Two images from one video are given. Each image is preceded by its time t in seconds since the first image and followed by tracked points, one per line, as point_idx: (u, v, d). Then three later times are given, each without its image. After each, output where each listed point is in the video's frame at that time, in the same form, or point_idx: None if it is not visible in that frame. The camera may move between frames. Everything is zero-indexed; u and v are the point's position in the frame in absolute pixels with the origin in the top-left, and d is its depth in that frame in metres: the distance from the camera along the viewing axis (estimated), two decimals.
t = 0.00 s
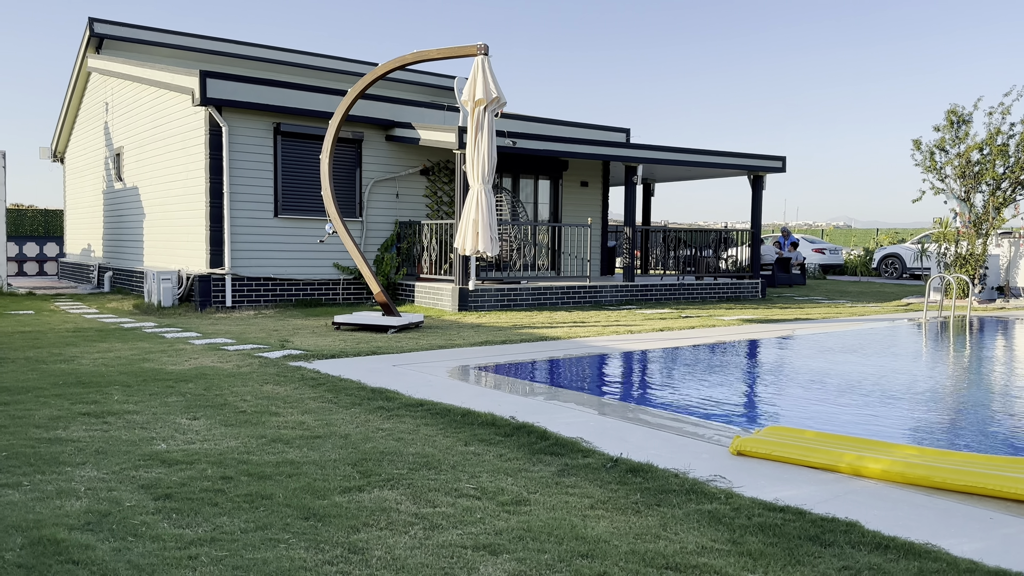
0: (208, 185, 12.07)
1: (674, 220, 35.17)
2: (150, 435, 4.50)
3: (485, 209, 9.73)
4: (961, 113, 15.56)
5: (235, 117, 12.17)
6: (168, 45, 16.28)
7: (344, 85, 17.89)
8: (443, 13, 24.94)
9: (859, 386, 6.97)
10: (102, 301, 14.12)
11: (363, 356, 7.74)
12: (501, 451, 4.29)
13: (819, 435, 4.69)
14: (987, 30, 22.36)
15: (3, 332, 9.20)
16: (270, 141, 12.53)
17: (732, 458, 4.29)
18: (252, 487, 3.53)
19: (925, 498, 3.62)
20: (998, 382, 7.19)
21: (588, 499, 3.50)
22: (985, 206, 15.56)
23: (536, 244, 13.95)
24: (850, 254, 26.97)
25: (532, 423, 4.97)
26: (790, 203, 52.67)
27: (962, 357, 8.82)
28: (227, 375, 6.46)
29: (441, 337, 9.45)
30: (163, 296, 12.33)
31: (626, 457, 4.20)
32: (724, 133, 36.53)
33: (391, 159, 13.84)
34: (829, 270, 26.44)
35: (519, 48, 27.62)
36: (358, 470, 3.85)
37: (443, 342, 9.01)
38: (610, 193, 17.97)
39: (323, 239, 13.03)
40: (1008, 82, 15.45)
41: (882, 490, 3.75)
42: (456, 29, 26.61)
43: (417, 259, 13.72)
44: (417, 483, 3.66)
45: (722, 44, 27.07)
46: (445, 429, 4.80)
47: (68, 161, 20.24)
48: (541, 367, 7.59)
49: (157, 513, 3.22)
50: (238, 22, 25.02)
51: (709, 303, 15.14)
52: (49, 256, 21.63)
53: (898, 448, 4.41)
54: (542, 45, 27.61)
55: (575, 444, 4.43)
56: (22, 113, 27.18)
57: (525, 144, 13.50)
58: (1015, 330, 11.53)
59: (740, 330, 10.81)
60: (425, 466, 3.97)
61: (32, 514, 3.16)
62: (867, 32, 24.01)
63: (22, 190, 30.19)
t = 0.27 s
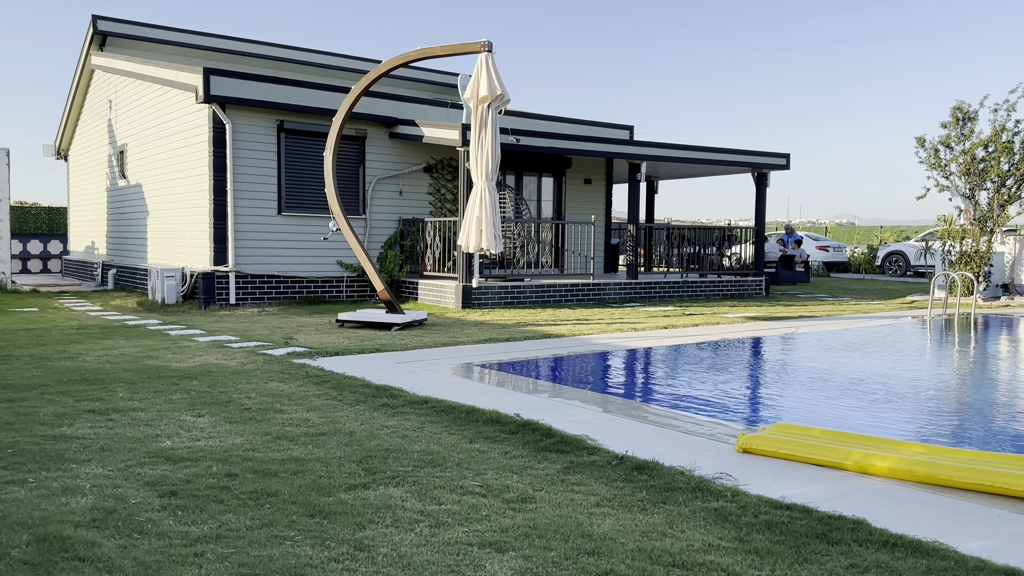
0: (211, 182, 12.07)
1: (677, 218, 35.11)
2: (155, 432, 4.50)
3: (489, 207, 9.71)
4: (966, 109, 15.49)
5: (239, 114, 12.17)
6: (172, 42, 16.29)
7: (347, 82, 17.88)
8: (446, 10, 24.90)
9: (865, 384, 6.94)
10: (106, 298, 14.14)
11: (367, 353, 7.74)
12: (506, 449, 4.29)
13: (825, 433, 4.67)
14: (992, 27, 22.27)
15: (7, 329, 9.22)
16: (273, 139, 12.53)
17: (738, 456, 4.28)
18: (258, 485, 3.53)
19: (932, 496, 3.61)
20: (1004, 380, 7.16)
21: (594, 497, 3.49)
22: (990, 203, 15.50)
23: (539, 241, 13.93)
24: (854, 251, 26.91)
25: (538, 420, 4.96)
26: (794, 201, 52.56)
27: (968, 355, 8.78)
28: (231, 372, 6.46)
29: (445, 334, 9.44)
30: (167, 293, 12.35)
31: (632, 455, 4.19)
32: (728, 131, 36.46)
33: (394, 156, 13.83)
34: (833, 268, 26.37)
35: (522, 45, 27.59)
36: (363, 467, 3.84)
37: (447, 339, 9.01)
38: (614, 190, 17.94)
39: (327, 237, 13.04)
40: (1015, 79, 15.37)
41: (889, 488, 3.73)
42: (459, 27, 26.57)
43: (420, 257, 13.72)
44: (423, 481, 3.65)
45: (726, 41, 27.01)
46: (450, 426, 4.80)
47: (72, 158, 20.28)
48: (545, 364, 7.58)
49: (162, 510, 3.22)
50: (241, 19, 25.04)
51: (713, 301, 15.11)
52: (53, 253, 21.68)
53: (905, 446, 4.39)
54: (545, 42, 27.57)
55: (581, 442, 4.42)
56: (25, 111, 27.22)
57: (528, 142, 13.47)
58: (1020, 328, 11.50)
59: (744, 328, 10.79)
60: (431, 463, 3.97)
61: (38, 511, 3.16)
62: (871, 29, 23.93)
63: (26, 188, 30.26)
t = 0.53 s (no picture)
0: (216, 182, 12.11)
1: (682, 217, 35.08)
2: (162, 431, 4.53)
3: (494, 206, 9.72)
4: (971, 109, 15.46)
5: (244, 114, 12.20)
6: (177, 43, 16.33)
7: (351, 82, 17.91)
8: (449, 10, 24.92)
9: (869, 384, 6.93)
10: (112, 298, 14.19)
11: (372, 353, 7.76)
12: (511, 448, 4.30)
13: (829, 433, 4.67)
14: (997, 27, 22.22)
15: (14, 329, 9.26)
16: (278, 139, 12.56)
17: (743, 455, 4.28)
18: (265, 484, 3.54)
19: (937, 496, 3.61)
20: (1009, 380, 7.15)
21: (599, 496, 3.50)
22: (995, 203, 15.47)
23: (544, 241, 13.94)
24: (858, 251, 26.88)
25: (542, 420, 4.97)
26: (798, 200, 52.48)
27: (973, 355, 8.78)
28: (237, 371, 6.49)
29: (450, 334, 9.46)
30: (173, 293, 12.38)
31: (637, 455, 4.20)
32: (732, 130, 36.43)
33: (398, 156, 13.84)
34: (837, 267, 26.35)
35: (526, 46, 27.60)
36: (369, 467, 3.86)
37: (451, 339, 9.03)
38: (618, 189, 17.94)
39: (331, 237, 13.06)
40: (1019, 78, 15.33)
41: (894, 488, 3.73)
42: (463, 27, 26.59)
43: (424, 256, 13.74)
44: (429, 480, 3.67)
45: (729, 41, 26.99)
46: (455, 426, 4.81)
47: (78, 158, 20.35)
48: (549, 364, 7.59)
49: (170, 509, 3.23)
50: (246, 20, 25.09)
51: (717, 301, 15.11)
52: (59, 253, 21.76)
53: (910, 446, 4.39)
54: (549, 42, 27.57)
55: (586, 441, 4.43)
56: (31, 112, 27.32)
57: (533, 142, 13.48)
58: None
59: (748, 327, 10.79)
60: (436, 462, 3.98)
61: (47, 509, 3.18)
62: (875, 29, 23.91)
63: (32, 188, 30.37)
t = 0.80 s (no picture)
0: (221, 185, 12.15)
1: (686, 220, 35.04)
2: (166, 434, 4.54)
3: (498, 209, 9.74)
4: (975, 111, 15.43)
5: (249, 118, 12.24)
6: (183, 46, 16.39)
7: (356, 85, 17.95)
8: (454, 13, 24.96)
9: (873, 387, 6.92)
10: (117, 300, 14.23)
11: (376, 356, 7.77)
12: (514, 451, 4.31)
13: (833, 437, 4.67)
14: (1002, 29, 22.19)
15: (20, 332, 9.30)
16: (283, 142, 12.59)
17: (747, 459, 4.28)
18: (269, 487, 3.56)
19: (941, 500, 3.61)
20: (1014, 383, 7.13)
21: (602, 500, 3.50)
22: (1000, 205, 15.44)
23: (548, 243, 13.96)
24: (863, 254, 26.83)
25: (546, 423, 4.98)
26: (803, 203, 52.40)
27: (978, 358, 8.76)
28: (241, 374, 6.50)
29: (454, 336, 9.47)
30: (178, 295, 12.41)
31: (640, 458, 4.21)
32: (736, 132, 36.41)
33: (403, 159, 13.87)
34: (842, 269, 26.30)
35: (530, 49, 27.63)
36: (373, 470, 3.87)
37: (456, 341, 9.03)
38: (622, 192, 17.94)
39: (336, 239, 13.09)
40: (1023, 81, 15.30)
41: (898, 492, 3.73)
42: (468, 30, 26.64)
43: (429, 259, 13.76)
44: (432, 483, 3.68)
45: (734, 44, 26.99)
46: (459, 429, 4.82)
47: (83, 161, 20.42)
48: (553, 367, 7.60)
49: (175, 512, 3.25)
50: (251, 23, 25.15)
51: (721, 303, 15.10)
52: (65, 256, 21.83)
53: (914, 449, 4.39)
54: (553, 45, 27.59)
55: (590, 444, 4.43)
56: (38, 115, 27.44)
57: (537, 145, 13.50)
58: None
59: (752, 330, 10.78)
60: (440, 465, 3.99)
61: (53, 512, 3.20)
62: (879, 31, 23.89)
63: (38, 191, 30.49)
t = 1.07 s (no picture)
0: (225, 192, 12.18)
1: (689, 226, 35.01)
2: (169, 441, 4.55)
3: (501, 216, 9.75)
4: (978, 118, 15.41)
5: (253, 124, 12.29)
6: (188, 53, 16.46)
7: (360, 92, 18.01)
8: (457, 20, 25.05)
9: (877, 394, 6.89)
10: (121, 306, 14.26)
11: (379, 362, 7.77)
12: (517, 458, 4.30)
13: (836, 444, 4.65)
14: (1006, 35, 22.19)
15: (24, 338, 9.32)
16: (286, 149, 12.63)
17: (750, 466, 4.27)
18: (271, 493, 3.56)
19: (944, 507, 3.60)
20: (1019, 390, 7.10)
21: (604, 507, 3.50)
22: (1004, 211, 15.40)
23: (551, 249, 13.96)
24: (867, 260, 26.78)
25: (548, 430, 4.97)
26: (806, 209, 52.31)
27: (982, 365, 8.72)
28: (244, 381, 6.51)
29: (457, 342, 9.47)
30: (181, 301, 12.44)
31: (643, 465, 4.20)
32: (739, 139, 36.42)
33: (406, 166, 13.90)
34: (846, 275, 26.23)
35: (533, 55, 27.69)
36: (375, 476, 3.87)
37: (458, 348, 9.03)
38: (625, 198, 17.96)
39: (339, 246, 13.11)
40: None
41: (901, 500, 3.71)
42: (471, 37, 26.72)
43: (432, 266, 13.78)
44: (434, 490, 3.68)
45: (736, 49, 27.03)
46: (461, 435, 4.82)
47: (88, 168, 20.50)
48: (556, 373, 7.59)
49: (177, 518, 3.25)
50: (255, 30, 25.26)
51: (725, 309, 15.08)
52: (69, 262, 21.90)
53: (917, 456, 4.37)
54: (556, 52, 27.65)
55: (592, 451, 4.43)
56: (43, 121, 27.57)
57: (540, 151, 13.50)
58: None
59: (756, 336, 10.76)
60: (442, 472, 3.99)
61: (55, 518, 3.20)
62: (882, 37, 23.91)
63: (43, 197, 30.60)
